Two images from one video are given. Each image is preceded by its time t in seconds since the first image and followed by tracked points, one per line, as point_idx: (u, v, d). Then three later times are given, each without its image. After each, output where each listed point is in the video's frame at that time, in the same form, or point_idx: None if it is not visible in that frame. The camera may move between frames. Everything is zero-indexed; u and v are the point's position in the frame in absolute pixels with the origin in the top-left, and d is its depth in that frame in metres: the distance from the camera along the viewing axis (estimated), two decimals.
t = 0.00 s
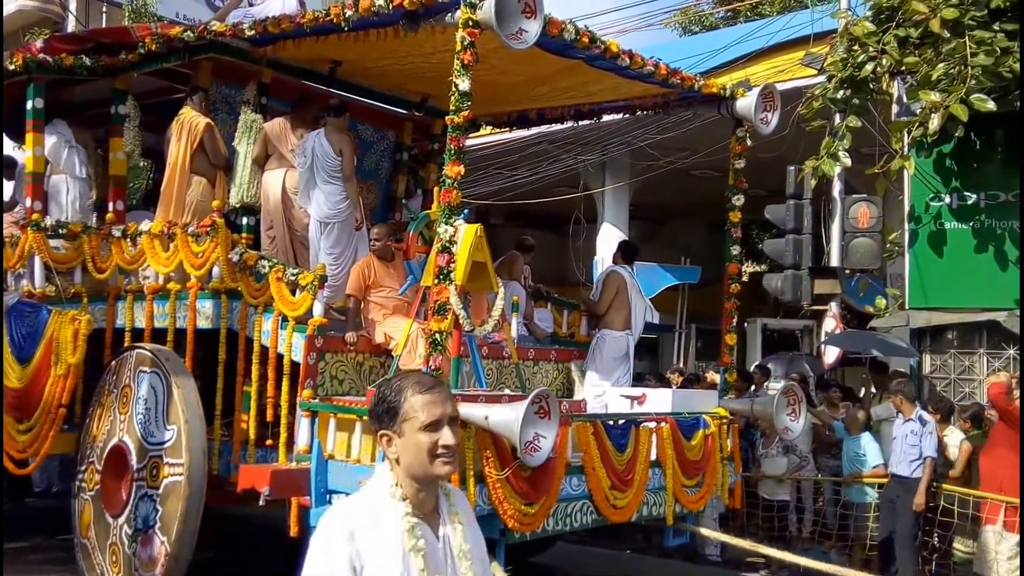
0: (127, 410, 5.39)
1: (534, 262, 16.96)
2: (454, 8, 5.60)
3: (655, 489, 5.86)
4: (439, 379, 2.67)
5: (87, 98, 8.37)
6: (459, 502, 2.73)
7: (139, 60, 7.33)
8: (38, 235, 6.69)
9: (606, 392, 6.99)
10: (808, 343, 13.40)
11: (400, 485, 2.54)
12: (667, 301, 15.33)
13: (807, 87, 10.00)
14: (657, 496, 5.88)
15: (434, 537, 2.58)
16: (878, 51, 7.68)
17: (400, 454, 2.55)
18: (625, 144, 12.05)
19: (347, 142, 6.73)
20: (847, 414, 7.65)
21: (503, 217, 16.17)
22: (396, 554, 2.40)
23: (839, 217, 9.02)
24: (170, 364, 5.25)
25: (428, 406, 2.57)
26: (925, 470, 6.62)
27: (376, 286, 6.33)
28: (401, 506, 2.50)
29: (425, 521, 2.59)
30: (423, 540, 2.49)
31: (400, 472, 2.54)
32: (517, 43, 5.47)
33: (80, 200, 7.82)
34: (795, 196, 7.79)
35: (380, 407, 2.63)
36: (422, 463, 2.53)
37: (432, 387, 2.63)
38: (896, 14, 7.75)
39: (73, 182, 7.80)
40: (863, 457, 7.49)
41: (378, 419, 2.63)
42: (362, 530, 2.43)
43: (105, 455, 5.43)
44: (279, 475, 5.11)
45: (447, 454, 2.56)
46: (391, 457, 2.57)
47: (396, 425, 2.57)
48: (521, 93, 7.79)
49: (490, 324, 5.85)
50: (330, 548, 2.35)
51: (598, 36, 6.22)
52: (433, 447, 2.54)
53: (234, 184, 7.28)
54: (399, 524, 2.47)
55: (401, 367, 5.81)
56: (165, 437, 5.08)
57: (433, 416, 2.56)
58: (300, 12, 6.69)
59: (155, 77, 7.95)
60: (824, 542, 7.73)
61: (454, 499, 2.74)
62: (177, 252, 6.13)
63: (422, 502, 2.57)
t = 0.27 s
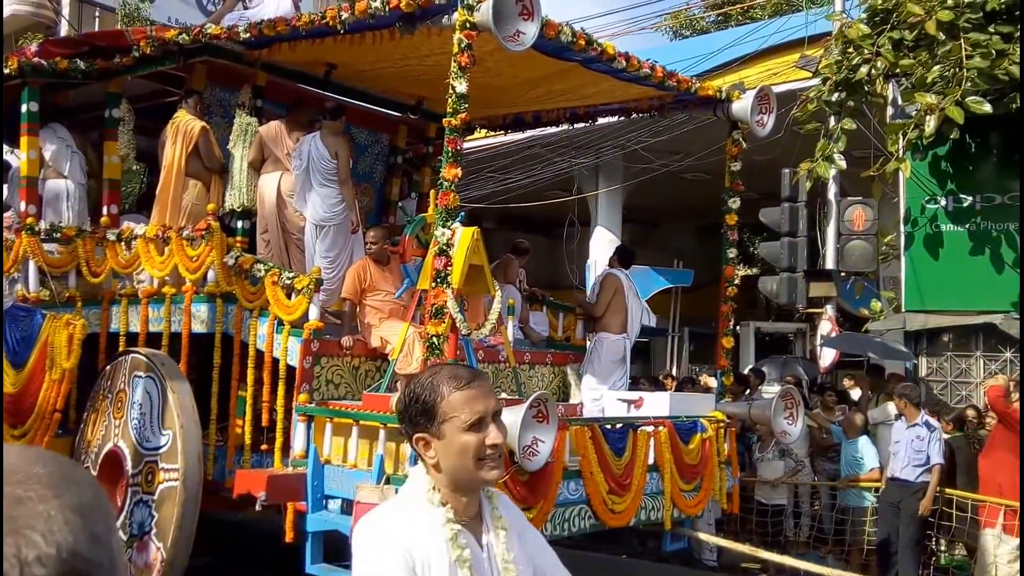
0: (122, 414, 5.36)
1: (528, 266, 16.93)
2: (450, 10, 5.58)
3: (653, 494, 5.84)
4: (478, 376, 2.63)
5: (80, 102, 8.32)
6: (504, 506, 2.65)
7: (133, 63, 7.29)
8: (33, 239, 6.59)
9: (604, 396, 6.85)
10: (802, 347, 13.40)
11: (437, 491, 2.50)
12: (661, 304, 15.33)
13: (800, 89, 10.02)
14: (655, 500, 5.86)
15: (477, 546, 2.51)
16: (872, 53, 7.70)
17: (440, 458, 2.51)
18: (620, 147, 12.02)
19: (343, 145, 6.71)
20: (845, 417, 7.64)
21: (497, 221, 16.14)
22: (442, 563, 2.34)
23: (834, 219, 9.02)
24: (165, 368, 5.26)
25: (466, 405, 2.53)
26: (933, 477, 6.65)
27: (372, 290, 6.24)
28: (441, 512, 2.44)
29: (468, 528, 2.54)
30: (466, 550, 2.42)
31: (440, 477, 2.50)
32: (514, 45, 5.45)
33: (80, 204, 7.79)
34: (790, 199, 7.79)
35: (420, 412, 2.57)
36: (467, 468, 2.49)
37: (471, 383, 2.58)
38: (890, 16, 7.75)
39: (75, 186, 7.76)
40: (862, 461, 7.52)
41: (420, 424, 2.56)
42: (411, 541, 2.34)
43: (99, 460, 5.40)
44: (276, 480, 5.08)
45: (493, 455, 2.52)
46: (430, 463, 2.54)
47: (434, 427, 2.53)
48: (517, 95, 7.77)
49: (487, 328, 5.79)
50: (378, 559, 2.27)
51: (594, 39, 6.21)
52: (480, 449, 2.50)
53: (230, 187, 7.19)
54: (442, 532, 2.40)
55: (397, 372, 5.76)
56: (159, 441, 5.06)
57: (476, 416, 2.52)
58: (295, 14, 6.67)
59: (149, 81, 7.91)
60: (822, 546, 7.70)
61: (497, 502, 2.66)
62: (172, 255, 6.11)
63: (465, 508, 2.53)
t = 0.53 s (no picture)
0: (118, 421, 5.30)
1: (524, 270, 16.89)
2: (449, 14, 5.55)
3: (654, 500, 5.80)
4: (551, 387, 2.43)
5: (75, 106, 8.26)
6: (586, 539, 2.44)
7: (130, 67, 7.24)
8: (28, 245, 6.50)
9: (603, 402, 6.92)
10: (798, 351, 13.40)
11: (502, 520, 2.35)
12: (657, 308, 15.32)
13: (797, 93, 10.00)
14: (656, 507, 5.81)
15: None
16: (869, 57, 7.71)
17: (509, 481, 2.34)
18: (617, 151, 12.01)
19: (341, 148, 6.60)
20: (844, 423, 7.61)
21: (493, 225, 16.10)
22: None
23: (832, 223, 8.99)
24: (163, 375, 5.22)
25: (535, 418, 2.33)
26: (936, 484, 6.62)
27: (370, 295, 6.21)
28: (505, 547, 2.29)
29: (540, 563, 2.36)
30: None
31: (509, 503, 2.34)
32: (512, 48, 5.43)
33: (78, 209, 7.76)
34: (789, 203, 7.76)
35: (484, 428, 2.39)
36: (539, 493, 2.30)
37: (543, 395, 2.38)
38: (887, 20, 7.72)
39: (74, 191, 7.73)
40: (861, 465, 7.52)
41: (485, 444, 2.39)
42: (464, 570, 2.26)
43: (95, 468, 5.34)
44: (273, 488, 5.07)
45: (568, 478, 2.33)
46: (497, 487, 2.36)
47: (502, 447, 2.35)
48: (515, 99, 7.74)
49: (486, 333, 5.76)
50: None
51: (592, 42, 6.19)
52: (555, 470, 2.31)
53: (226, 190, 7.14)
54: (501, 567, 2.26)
55: (396, 378, 5.69)
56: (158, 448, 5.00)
57: (550, 433, 2.32)
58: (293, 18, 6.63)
59: (144, 85, 7.86)
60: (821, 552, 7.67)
61: (578, 534, 2.45)
62: (169, 261, 6.06)
63: (535, 541, 2.35)
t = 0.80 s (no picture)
0: (115, 429, 5.27)
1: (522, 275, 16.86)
2: (447, 18, 5.52)
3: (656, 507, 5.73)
4: (714, 428, 2.22)
5: (72, 112, 8.23)
6: None
7: (127, 72, 7.21)
8: (24, 251, 6.50)
9: (604, 408, 6.92)
10: (798, 356, 13.37)
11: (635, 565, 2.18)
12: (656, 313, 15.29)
13: (796, 97, 9.99)
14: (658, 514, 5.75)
15: None
16: (867, 61, 7.68)
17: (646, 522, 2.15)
18: (615, 156, 11.99)
19: (335, 153, 6.57)
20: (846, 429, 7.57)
21: (491, 230, 16.07)
22: None
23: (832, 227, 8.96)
24: (160, 382, 5.18)
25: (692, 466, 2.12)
26: (936, 489, 6.60)
27: (370, 301, 6.17)
28: None
29: None
30: None
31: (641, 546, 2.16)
32: (511, 52, 5.40)
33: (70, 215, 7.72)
34: (789, 208, 7.74)
35: (631, 462, 2.17)
36: (689, 543, 2.10)
37: (706, 436, 2.16)
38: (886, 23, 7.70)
39: (66, 197, 7.71)
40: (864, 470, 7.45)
41: (631, 479, 2.17)
42: None
43: (92, 477, 5.30)
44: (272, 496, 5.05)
45: (723, 535, 2.11)
46: (634, 527, 2.17)
47: (649, 485, 2.14)
48: (513, 104, 7.71)
49: (486, 339, 5.72)
50: None
51: (591, 46, 6.17)
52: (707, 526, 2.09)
53: (226, 196, 6.94)
54: None
55: (395, 384, 5.67)
56: (154, 456, 4.98)
57: (707, 481, 2.11)
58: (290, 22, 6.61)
59: (141, 91, 7.83)
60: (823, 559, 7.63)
61: None
62: (166, 267, 6.03)
63: None
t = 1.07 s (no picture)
0: (113, 437, 5.22)
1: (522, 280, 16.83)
2: (446, 22, 5.49)
3: (658, 514, 5.74)
4: (925, 455, 2.03)
5: (69, 118, 8.19)
6: None
7: (124, 78, 7.17)
8: (21, 258, 6.44)
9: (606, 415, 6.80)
10: (799, 360, 13.34)
11: None
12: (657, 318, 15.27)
13: (795, 101, 9.97)
14: (660, 521, 5.76)
15: None
16: (867, 65, 7.65)
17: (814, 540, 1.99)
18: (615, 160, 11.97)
19: (327, 158, 6.55)
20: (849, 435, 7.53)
21: (491, 235, 16.04)
22: None
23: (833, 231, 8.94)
24: (159, 390, 5.15)
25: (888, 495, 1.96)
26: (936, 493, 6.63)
27: (370, 307, 6.12)
28: None
29: None
30: None
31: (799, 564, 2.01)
32: (510, 56, 5.37)
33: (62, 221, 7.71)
34: (789, 213, 7.72)
35: (808, 469, 2.00)
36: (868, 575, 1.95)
37: (916, 464, 1.99)
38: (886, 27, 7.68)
39: (59, 203, 7.73)
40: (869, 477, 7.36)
41: (810, 486, 2.00)
42: None
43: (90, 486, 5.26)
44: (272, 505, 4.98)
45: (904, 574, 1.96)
46: (801, 541, 2.00)
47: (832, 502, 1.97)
48: (513, 108, 7.68)
49: (487, 345, 5.67)
50: None
51: (591, 50, 6.14)
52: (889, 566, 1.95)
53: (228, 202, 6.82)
54: None
55: (396, 391, 5.63)
56: (153, 464, 4.94)
57: (909, 517, 1.96)
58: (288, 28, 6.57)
59: (138, 96, 7.79)
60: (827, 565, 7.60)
61: None
62: (164, 274, 5.98)
63: None
